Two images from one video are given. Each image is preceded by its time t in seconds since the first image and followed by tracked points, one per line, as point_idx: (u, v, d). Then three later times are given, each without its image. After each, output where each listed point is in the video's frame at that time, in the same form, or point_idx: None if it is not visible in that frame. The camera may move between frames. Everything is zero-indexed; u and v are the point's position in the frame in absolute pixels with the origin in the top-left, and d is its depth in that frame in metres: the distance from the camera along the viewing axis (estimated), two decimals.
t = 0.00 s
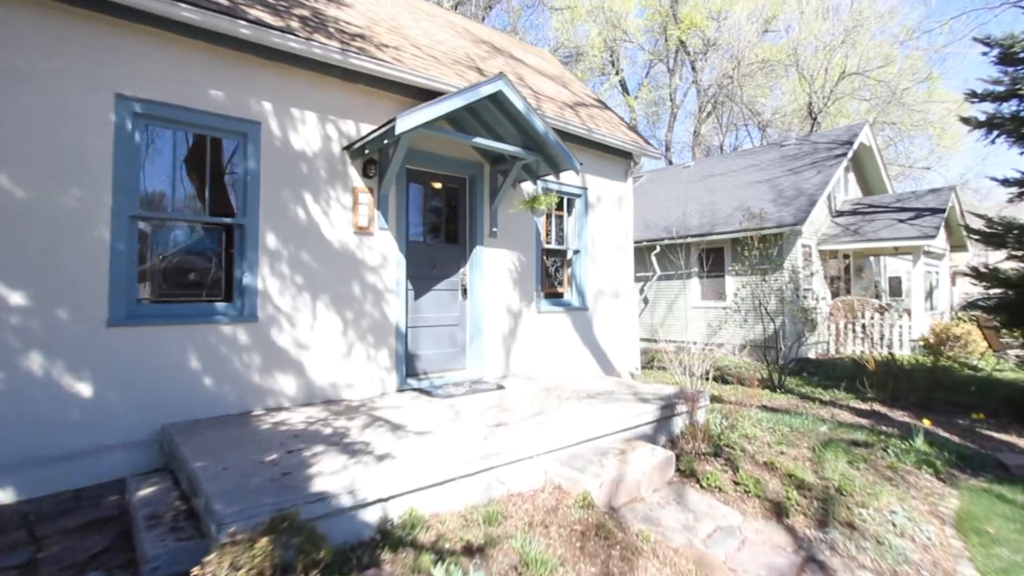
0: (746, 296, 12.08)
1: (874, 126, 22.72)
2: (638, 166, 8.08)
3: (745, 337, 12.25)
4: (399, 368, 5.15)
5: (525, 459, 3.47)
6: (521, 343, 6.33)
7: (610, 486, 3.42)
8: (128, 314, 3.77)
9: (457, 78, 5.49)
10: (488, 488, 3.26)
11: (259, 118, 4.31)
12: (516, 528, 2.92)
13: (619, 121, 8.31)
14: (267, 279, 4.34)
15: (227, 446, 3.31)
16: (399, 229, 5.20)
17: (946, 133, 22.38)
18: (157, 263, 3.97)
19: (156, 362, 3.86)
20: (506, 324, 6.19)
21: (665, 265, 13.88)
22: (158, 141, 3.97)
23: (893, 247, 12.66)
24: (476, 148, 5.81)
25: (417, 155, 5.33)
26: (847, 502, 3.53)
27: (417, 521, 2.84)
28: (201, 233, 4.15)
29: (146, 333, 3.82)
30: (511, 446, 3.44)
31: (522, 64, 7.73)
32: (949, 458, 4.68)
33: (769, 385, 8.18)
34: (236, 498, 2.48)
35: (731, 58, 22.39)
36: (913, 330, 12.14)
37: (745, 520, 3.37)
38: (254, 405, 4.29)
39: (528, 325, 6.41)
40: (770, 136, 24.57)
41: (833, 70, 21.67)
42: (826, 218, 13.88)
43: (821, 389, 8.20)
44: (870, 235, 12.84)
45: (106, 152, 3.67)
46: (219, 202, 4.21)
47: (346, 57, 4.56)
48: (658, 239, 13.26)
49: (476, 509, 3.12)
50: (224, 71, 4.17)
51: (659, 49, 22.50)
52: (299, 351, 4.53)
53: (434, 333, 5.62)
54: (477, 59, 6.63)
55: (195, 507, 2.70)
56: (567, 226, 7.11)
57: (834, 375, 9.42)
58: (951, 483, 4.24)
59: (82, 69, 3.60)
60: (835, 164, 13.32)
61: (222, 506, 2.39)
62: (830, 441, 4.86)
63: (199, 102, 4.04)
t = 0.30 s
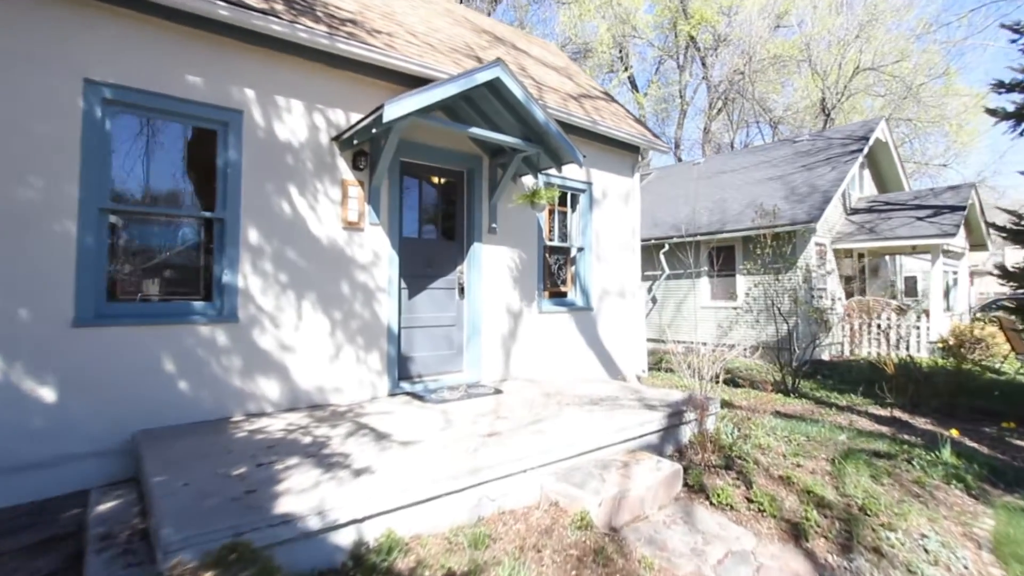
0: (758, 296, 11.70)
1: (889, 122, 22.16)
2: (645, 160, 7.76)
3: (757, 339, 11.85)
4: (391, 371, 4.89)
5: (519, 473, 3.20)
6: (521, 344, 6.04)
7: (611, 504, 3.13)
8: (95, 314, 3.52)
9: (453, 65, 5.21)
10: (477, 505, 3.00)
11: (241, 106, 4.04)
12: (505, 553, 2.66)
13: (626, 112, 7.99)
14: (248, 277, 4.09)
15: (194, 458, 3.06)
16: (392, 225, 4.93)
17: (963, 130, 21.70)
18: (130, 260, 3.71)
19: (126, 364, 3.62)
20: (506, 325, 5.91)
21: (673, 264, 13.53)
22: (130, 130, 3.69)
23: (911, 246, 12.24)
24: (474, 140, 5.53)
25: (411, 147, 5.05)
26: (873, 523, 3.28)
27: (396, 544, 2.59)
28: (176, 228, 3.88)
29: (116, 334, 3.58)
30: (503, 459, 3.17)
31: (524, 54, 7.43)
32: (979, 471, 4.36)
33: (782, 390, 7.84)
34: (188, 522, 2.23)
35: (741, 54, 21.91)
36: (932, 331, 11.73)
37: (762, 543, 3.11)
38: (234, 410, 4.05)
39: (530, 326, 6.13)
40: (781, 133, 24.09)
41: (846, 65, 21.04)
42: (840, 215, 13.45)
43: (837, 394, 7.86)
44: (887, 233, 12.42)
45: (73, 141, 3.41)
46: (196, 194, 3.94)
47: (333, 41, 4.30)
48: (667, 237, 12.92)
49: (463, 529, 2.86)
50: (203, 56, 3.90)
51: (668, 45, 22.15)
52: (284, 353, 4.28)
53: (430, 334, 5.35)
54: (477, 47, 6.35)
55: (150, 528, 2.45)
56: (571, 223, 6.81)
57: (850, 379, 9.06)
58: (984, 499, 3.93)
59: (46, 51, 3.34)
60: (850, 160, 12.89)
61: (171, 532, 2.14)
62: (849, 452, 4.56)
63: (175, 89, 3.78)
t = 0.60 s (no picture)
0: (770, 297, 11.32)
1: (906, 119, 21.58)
2: (653, 153, 7.44)
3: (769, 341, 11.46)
4: (383, 374, 4.63)
5: (512, 489, 2.92)
6: (522, 347, 5.75)
7: (613, 524, 2.84)
8: (59, 314, 3.29)
9: (448, 52, 4.95)
10: (465, 524, 2.73)
11: (219, 92, 3.83)
12: None
13: (633, 104, 7.67)
14: (227, 275, 3.87)
15: (157, 470, 2.82)
16: (383, 221, 4.68)
17: (982, 127, 21.04)
18: (98, 256, 3.48)
19: (94, 367, 3.39)
20: (506, 325, 5.63)
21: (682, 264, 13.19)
22: (98, 116, 3.47)
23: (929, 245, 11.81)
24: (471, 132, 5.28)
25: (404, 137, 4.81)
26: (902, 546, 2.96)
27: (371, 570, 2.33)
28: (149, 222, 3.65)
29: (83, 335, 3.36)
30: (493, 473, 2.90)
31: (527, 44, 7.15)
32: (1016, 486, 4.01)
33: (797, 395, 7.48)
34: (129, 550, 1.99)
35: (753, 50, 21.45)
36: (952, 334, 11.29)
37: (780, 570, 2.80)
38: (212, 415, 3.82)
39: (531, 327, 5.84)
40: (794, 131, 23.61)
41: (861, 62, 20.61)
42: (856, 214, 13.02)
43: (855, 399, 7.49)
44: (905, 232, 11.99)
45: (33, 127, 3.18)
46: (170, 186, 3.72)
47: (318, 24, 4.06)
48: (676, 236, 12.57)
49: (448, 552, 2.60)
50: (177, 39, 3.68)
51: (678, 42, 21.78)
52: (266, 355, 4.04)
53: (424, 336, 5.07)
54: (476, 36, 6.08)
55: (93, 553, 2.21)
56: (575, 219, 6.53)
57: (868, 383, 8.68)
58: None
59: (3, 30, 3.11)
60: (867, 157, 12.46)
61: (107, 562, 1.90)
62: (872, 463, 4.23)
63: (147, 73, 3.55)
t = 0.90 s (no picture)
0: (784, 297, 10.93)
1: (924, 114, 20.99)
2: (663, 146, 7.13)
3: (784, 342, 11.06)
4: (374, 378, 4.38)
5: (506, 507, 2.65)
6: (523, 349, 5.47)
7: (618, 549, 2.55)
8: (19, 313, 3.06)
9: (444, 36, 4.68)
10: (452, 548, 2.46)
11: (196, 77, 3.61)
12: None
13: (643, 95, 7.36)
14: (206, 272, 3.65)
15: (115, 485, 2.57)
16: (375, 215, 4.43)
17: (1004, 122, 20.41)
18: (65, 251, 3.26)
19: (59, 370, 3.16)
20: (507, 326, 5.35)
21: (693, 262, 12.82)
22: (64, 101, 3.24)
23: (951, 243, 11.35)
24: (469, 121, 5.02)
25: (398, 127, 4.57)
26: None
27: None
28: (119, 214, 3.42)
29: (46, 336, 3.13)
30: (484, 490, 2.62)
31: (531, 32, 6.86)
32: None
33: (813, 399, 7.14)
34: None
35: (767, 43, 20.97)
36: (976, 335, 10.81)
37: None
38: (190, 421, 3.58)
39: (533, 328, 5.56)
40: (808, 127, 23.08)
41: (879, 55, 20.08)
42: (874, 211, 12.57)
43: (875, 404, 7.12)
44: (926, 229, 11.54)
45: None
46: (144, 177, 3.49)
47: (303, 4, 3.82)
48: (687, 233, 12.20)
49: None
50: (150, 19, 3.47)
51: (689, 36, 21.37)
52: (248, 358, 3.81)
53: (420, 337, 4.81)
54: (477, 22, 5.80)
55: None
56: (581, 214, 6.24)
57: (888, 386, 8.29)
58: None
59: None
60: (886, 151, 12.02)
61: None
62: (900, 477, 3.90)
63: (117, 55, 3.33)
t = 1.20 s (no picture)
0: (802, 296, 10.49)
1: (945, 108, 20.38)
2: (675, 137, 6.80)
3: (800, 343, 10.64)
4: (366, 382, 4.11)
5: (498, 534, 2.35)
6: (526, 351, 5.17)
7: None
8: None
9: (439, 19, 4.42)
10: None
11: (168, 57, 3.46)
12: None
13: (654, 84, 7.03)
14: (180, 267, 3.44)
15: (65, 506, 2.31)
16: (365, 207, 4.20)
17: None
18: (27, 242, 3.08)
19: (19, 376, 2.93)
20: (509, 327, 5.05)
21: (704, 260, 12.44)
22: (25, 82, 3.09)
23: (976, 240, 10.87)
24: (468, 109, 4.75)
25: (392, 114, 4.33)
26: None
27: None
28: (85, 205, 3.24)
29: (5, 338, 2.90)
30: (474, 515, 2.32)
31: (537, 18, 6.56)
32: None
33: (833, 405, 6.77)
34: None
35: (782, 36, 20.45)
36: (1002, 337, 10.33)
37: None
38: (164, 431, 3.33)
39: (537, 330, 5.26)
40: (823, 121, 22.51)
41: (898, 46, 19.53)
42: (894, 207, 12.10)
43: (900, 410, 6.73)
44: (949, 226, 11.08)
45: None
46: (113, 164, 3.34)
47: None
48: (698, 230, 11.82)
49: None
50: None
51: (701, 30, 20.88)
52: (227, 362, 3.56)
53: (416, 339, 4.53)
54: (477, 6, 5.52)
55: None
56: (589, 209, 5.93)
57: (913, 390, 7.88)
58: None
59: None
60: (909, 145, 11.54)
61: None
62: (937, 495, 3.56)
63: (83, 33, 3.19)
